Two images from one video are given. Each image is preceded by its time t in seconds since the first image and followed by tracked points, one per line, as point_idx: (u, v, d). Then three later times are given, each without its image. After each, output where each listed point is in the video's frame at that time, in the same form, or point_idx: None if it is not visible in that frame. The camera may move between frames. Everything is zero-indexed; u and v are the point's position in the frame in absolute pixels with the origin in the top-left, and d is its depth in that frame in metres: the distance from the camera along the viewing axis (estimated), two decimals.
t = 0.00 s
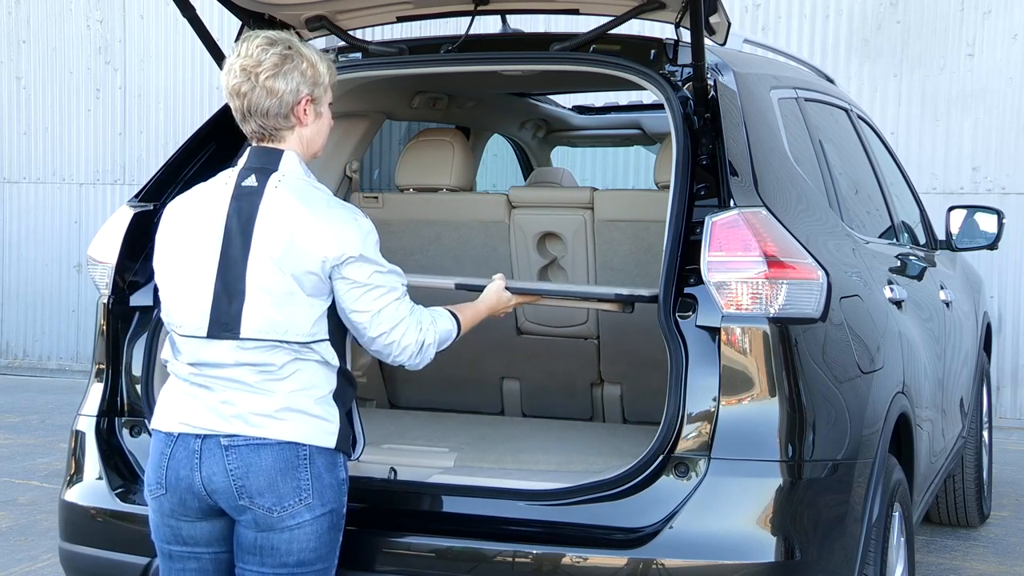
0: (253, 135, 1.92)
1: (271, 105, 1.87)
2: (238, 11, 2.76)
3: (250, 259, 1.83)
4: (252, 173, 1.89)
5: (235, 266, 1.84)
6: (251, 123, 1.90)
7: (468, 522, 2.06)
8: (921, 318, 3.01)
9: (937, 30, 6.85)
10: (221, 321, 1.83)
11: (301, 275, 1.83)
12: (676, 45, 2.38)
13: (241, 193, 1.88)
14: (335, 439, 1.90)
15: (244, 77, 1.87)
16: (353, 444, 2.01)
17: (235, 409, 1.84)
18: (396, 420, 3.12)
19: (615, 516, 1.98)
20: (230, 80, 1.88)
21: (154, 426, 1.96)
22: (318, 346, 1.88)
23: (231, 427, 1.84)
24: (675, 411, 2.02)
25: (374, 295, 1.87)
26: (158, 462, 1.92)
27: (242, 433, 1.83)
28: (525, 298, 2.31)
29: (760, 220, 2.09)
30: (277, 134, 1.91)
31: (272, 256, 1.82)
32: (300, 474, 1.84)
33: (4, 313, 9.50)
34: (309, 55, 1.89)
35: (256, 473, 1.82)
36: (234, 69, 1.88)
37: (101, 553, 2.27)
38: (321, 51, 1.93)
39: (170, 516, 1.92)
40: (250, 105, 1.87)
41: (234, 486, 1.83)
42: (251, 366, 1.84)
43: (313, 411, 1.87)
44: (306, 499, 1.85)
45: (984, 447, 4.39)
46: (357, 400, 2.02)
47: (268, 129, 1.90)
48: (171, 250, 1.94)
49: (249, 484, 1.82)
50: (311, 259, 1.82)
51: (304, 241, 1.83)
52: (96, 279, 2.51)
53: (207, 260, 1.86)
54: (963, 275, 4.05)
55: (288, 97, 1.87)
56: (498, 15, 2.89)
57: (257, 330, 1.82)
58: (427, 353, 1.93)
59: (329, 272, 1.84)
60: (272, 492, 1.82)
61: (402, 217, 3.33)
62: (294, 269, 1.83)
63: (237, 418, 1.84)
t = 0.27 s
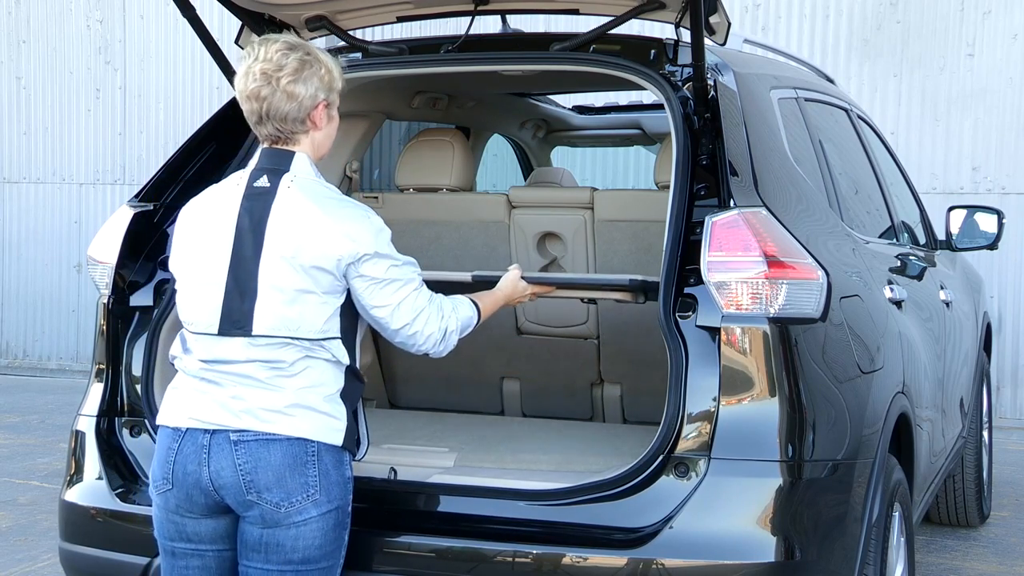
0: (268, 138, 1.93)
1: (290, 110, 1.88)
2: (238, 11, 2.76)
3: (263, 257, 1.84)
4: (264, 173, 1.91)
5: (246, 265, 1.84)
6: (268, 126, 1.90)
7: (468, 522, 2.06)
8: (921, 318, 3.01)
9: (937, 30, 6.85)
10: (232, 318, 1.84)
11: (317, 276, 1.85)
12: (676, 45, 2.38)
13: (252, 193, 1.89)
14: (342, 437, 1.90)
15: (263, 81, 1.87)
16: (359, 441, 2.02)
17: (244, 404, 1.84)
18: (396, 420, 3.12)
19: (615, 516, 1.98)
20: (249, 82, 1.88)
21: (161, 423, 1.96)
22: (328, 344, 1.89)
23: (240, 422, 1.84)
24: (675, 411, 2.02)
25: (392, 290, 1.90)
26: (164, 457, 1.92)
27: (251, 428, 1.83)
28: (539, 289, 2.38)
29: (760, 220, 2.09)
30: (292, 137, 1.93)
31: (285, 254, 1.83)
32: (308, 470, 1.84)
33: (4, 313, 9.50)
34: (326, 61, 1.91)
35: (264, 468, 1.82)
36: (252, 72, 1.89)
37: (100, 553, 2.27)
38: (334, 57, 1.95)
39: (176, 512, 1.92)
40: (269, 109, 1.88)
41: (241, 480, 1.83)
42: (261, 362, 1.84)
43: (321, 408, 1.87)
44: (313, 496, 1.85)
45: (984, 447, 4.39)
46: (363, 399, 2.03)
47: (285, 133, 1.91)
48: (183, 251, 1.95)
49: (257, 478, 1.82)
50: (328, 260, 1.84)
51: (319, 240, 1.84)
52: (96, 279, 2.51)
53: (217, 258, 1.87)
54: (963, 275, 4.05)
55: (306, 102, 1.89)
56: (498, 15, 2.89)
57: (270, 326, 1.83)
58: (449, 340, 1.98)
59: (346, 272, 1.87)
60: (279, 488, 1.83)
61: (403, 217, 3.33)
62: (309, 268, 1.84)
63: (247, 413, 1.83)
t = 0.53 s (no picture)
0: (289, 142, 1.95)
1: (319, 116, 1.93)
2: (238, 11, 2.76)
3: (273, 255, 1.86)
4: (275, 173, 1.94)
5: (255, 264, 1.87)
6: (296, 131, 1.94)
7: (468, 522, 2.06)
8: (921, 318, 3.01)
9: (937, 30, 6.85)
10: (240, 315, 1.86)
11: (328, 277, 1.87)
12: (676, 45, 2.38)
13: (264, 193, 1.92)
14: (345, 437, 1.90)
15: (297, 88, 1.90)
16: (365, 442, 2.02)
17: (248, 400, 1.85)
18: (396, 420, 3.12)
19: (615, 516, 1.99)
20: (281, 89, 1.90)
21: (167, 419, 1.97)
22: (335, 343, 1.90)
23: (244, 417, 1.85)
24: (675, 411, 2.02)
25: (407, 285, 1.94)
26: (169, 452, 1.93)
27: (255, 424, 1.84)
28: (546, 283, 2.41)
29: (760, 220, 2.09)
30: (314, 142, 1.97)
31: (295, 253, 1.86)
32: (310, 468, 1.84)
33: (4, 313, 9.50)
34: (349, 68, 1.97)
35: (266, 464, 1.83)
36: (284, 78, 1.90)
37: (100, 553, 2.27)
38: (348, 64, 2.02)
39: (178, 508, 1.92)
40: (302, 115, 1.91)
41: (244, 476, 1.83)
42: (267, 359, 1.86)
43: (325, 407, 1.88)
44: (314, 494, 1.85)
45: (984, 447, 4.39)
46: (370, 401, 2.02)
47: (310, 138, 1.95)
48: (198, 250, 1.98)
49: (259, 474, 1.83)
50: (339, 261, 1.86)
51: (330, 241, 1.86)
52: (96, 279, 2.51)
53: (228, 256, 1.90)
54: (963, 275, 4.05)
55: (335, 108, 1.94)
56: (498, 15, 2.89)
57: (277, 324, 1.85)
58: (463, 331, 2.03)
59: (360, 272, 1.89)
60: (281, 484, 1.83)
61: (402, 217, 3.33)
62: (320, 269, 1.86)
63: (250, 409, 1.85)
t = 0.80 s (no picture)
0: (298, 145, 1.97)
1: (326, 120, 1.94)
2: (238, 11, 2.76)
3: (281, 253, 1.87)
4: (284, 175, 1.96)
5: (262, 263, 1.88)
6: (304, 134, 1.95)
7: (468, 522, 2.06)
8: (921, 318, 3.01)
9: (937, 30, 6.85)
10: (247, 313, 1.87)
11: (336, 276, 1.88)
12: (676, 45, 2.38)
13: (274, 194, 1.94)
14: (346, 436, 1.90)
15: (304, 92, 1.91)
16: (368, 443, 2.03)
17: (251, 397, 1.86)
18: (396, 420, 3.12)
19: (615, 516, 1.99)
20: (288, 93, 1.91)
21: (170, 417, 1.97)
22: (339, 342, 1.91)
23: (246, 414, 1.85)
24: (676, 411, 2.02)
25: (416, 283, 1.95)
26: (171, 449, 1.93)
27: (257, 421, 1.85)
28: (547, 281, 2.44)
29: (760, 220, 2.09)
30: (322, 146, 1.98)
31: (303, 251, 1.87)
32: (310, 466, 1.84)
33: (4, 313, 9.50)
34: (359, 72, 1.98)
35: (267, 461, 1.83)
36: (291, 82, 1.92)
37: (100, 553, 2.27)
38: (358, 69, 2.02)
39: (180, 506, 1.92)
40: (309, 119, 1.92)
41: (244, 473, 1.84)
42: (270, 356, 1.86)
43: (326, 405, 1.88)
44: (314, 492, 1.85)
45: (984, 447, 4.39)
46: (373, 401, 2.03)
47: (318, 141, 1.97)
48: (209, 250, 2.00)
49: (260, 471, 1.83)
50: (347, 260, 1.88)
51: (338, 240, 1.88)
52: (96, 279, 2.51)
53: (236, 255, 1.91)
54: (964, 275, 4.05)
55: (343, 112, 1.95)
56: (498, 15, 2.89)
57: (283, 321, 1.85)
58: (471, 327, 2.04)
59: (369, 272, 1.90)
60: (281, 481, 1.83)
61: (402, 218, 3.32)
62: (329, 267, 1.88)
63: (253, 405, 1.85)
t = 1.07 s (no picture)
0: (293, 146, 1.98)
1: (315, 121, 1.93)
2: (238, 11, 2.76)
3: (283, 253, 1.88)
4: (289, 176, 1.96)
5: (263, 262, 1.88)
6: (294, 137, 1.96)
7: (468, 522, 2.06)
8: (921, 318, 3.01)
9: (937, 30, 6.85)
10: (248, 312, 1.87)
11: (337, 276, 1.88)
12: (676, 45, 2.38)
13: (278, 195, 1.94)
14: (345, 434, 1.90)
15: (289, 93, 1.92)
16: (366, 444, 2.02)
17: (250, 395, 1.86)
18: (396, 420, 3.12)
19: (615, 516, 1.99)
20: (276, 95, 1.93)
21: (169, 415, 1.97)
22: (340, 342, 1.91)
23: (244, 411, 1.85)
24: (675, 411, 2.02)
25: (416, 287, 1.95)
26: (170, 446, 1.93)
27: (256, 419, 1.85)
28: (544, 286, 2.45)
29: (760, 220, 2.09)
30: (317, 147, 1.98)
31: (305, 249, 1.87)
32: (307, 464, 1.84)
33: (4, 313, 9.50)
34: (351, 72, 1.96)
35: (264, 458, 1.83)
36: (279, 84, 1.93)
37: (100, 553, 2.27)
38: (358, 69, 2.00)
39: (179, 504, 1.92)
40: (295, 121, 1.93)
41: (241, 470, 1.84)
42: (269, 355, 1.86)
43: (326, 404, 1.88)
44: (312, 490, 1.85)
45: (984, 447, 4.39)
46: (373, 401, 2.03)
47: (310, 143, 1.97)
48: (211, 250, 2.00)
49: (257, 468, 1.83)
50: (349, 260, 1.88)
51: (340, 239, 1.88)
52: (96, 279, 2.51)
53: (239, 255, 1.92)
54: (963, 275, 4.05)
55: (331, 113, 1.94)
56: (498, 15, 2.89)
57: (284, 320, 1.86)
58: (470, 333, 2.04)
59: (370, 274, 1.91)
60: (278, 478, 1.83)
61: (402, 217, 3.32)
62: (331, 267, 1.88)
63: (251, 403, 1.85)
